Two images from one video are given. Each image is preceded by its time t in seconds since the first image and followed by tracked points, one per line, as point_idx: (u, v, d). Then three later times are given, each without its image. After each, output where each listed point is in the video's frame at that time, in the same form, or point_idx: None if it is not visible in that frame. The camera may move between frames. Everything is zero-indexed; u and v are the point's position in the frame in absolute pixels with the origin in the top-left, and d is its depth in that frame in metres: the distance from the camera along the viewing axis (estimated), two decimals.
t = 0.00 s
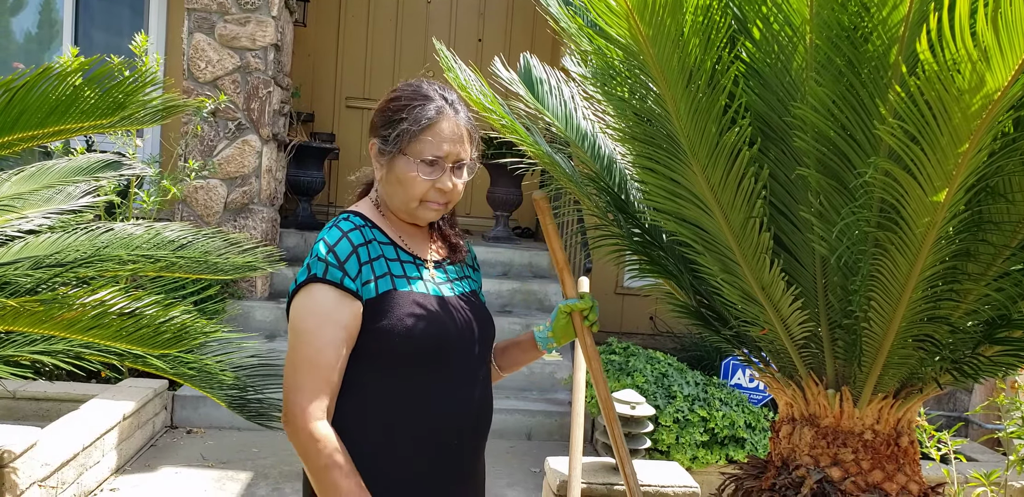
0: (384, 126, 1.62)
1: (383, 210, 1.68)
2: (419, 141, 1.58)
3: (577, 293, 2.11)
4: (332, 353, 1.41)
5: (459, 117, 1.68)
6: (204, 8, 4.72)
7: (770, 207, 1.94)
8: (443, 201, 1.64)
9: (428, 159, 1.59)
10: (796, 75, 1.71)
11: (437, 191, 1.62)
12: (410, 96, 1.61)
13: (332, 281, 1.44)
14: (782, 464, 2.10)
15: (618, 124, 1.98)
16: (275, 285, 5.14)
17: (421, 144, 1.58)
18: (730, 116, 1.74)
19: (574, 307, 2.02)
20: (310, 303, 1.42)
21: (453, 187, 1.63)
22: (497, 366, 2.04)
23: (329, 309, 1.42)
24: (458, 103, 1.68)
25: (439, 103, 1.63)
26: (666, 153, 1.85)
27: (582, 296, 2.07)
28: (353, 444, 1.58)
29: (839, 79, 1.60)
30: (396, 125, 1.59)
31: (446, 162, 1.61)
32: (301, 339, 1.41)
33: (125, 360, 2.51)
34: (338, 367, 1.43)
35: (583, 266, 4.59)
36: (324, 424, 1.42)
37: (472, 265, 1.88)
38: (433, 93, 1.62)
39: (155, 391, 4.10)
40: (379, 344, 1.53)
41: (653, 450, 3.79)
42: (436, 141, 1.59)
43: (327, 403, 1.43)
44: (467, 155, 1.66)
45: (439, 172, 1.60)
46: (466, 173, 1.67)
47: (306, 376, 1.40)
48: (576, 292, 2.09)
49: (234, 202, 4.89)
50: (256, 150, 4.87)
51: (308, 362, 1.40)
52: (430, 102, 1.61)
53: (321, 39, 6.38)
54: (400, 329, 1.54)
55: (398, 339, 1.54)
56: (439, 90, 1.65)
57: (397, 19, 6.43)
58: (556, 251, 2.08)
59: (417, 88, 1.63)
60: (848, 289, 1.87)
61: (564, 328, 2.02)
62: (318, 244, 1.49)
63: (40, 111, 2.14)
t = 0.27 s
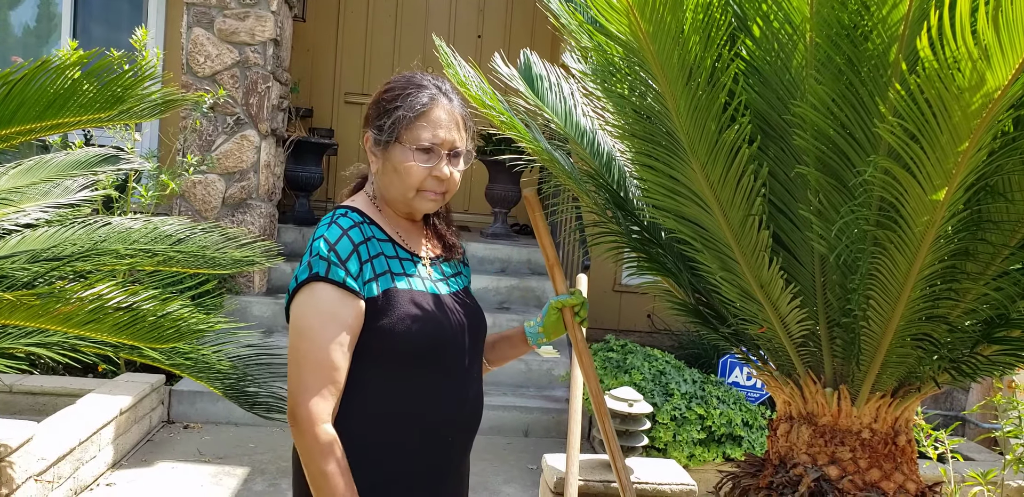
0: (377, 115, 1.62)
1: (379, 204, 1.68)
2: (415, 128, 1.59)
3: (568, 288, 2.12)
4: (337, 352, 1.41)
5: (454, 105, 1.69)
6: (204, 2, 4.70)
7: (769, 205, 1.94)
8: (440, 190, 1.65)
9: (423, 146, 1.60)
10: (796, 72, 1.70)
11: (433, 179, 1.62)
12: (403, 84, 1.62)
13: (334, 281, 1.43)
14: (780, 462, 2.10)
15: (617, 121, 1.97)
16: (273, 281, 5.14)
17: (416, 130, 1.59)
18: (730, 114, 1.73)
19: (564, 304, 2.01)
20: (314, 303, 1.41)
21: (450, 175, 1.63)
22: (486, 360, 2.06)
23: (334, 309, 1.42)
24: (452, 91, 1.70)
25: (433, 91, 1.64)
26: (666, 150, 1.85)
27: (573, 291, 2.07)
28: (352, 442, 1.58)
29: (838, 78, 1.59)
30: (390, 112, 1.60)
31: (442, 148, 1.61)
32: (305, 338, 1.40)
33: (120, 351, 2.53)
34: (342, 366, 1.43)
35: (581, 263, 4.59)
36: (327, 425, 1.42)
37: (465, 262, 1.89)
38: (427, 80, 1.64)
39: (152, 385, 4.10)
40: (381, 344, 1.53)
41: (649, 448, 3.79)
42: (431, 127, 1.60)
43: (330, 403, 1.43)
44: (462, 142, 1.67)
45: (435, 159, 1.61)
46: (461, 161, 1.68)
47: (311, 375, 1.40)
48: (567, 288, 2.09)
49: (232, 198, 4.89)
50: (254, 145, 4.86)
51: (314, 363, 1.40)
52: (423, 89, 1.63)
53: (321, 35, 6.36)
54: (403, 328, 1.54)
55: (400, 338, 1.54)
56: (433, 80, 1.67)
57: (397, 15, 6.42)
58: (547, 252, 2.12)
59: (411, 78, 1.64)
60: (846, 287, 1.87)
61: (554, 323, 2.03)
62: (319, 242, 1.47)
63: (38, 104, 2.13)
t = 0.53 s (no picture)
0: (381, 113, 1.66)
1: (384, 203, 1.68)
2: (416, 122, 1.62)
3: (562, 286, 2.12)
4: (327, 350, 1.42)
5: (456, 103, 1.72)
6: (205, 3, 4.71)
7: (769, 206, 1.93)
8: (443, 185, 1.65)
9: (425, 140, 1.62)
10: (796, 73, 1.70)
11: (436, 173, 1.62)
12: (406, 83, 1.68)
13: (338, 279, 1.43)
14: (781, 463, 2.09)
15: (618, 122, 1.97)
16: (273, 281, 5.13)
17: (417, 125, 1.62)
18: (731, 114, 1.73)
19: (562, 300, 2.03)
20: (312, 299, 1.42)
21: (452, 170, 1.63)
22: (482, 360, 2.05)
23: (330, 306, 1.42)
24: (454, 91, 1.74)
25: (434, 89, 1.69)
26: (666, 150, 1.84)
27: (570, 288, 2.08)
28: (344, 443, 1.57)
29: (839, 78, 1.59)
30: (392, 109, 1.64)
31: (443, 142, 1.63)
32: (299, 333, 1.41)
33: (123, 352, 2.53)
34: (330, 364, 1.43)
35: (582, 264, 4.59)
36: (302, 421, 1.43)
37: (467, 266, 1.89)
38: (428, 78, 1.69)
39: (153, 386, 4.10)
40: (378, 344, 1.52)
41: (650, 448, 3.79)
42: (432, 122, 1.63)
43: (312, 400, 1.43)
44: (464, 138, 1.68)
45: (437, 152, 1.62)
46: (464, 158, 1.69)
47: (298, 371, 1.42)
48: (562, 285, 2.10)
49: (233, 198, 4.89)
50: (255, 146, 4.86)
51: (302, 358, 1.41)
52: (424, 87, 1.68)
53: (321, 35, 6.36)
54: (402, 329, 1.53)
55: (398, 339, 1.53)
56: (435, 81, 1.72)
57: (397, 15, 6.42)
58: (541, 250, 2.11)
59: (413, 78, 1.69)
60: (847, 288, 1.87)
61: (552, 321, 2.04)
62: (326, 239, 1.48)
63: (41, 106, 2.13)
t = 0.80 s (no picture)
0: (388, 119, 1.70)
1: (389, 207, 1.73)
2: (421, 128, 1.65)
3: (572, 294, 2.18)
4: (316, 345, 1.50)
5: (463, 110, 1.75)
6: (206, 5, 4.72)
7: (770, 208, 1.94)
8: (446, 191, 1.68)
9: (429, 146, 1.65)
10: (796, 76, 1.70)
11: (439, 179, 1.66)
12: (413, 90, 1.71)
13: (327, 275, 1.49)
14: (782, 465, 2.09)
15: (619, 124, 1.98)
16: (275, 284, 5.14)
17: (422, 131, 1.65)
18: (731, 117, 1.73)
19: (572, 304, 2.10)
20: (304, 296, 1.49)
21: (455, 176, 1.66)
22: (493, 365, 2.09)
23: (320, 304, 1.49)
24: (462, 99, 1.77)
25: (442, 96, 1.72)
26: (667, 153, 1.85)
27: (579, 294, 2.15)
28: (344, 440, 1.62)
29: (840, 80, 1.59)
30: (399, 115, 1.68)
31: (447, 149, 1.66)
32: (292, 327, 1.50)
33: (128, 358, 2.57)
34: (319, 359, 1.51)
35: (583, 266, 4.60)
36: (292, 409, 1.54)
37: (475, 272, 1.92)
38: (436, 86, 1.72)
39: (155, 388, 4.10)
40: (373, 344, 1.58)
41: (651, 451, 3.79)
42: (437, 128, 1.66)
43: (301, 391, 1.53)
44: (469, 145, 1.71)
45: (440, 158, 1.65)
46: (469, 165, 1.71)
47: (288, 362, 1.51)
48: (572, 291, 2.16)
49: (234, 200, 4.89)
50: (257, 148, 4.87)
51: (292, 351, 1.50)
52: (431, 94, 1.71)
53: (323, 38, 6.37)
54: (397, 330, 1.58)
55: (392, 340, 1.57)
56: (444, 88, 1.75)
57: (399, 18, 6.43)
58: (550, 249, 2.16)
59: (422, 85, 1.72)
60: (848, 290, 1.87)
61: (562, 328, 2.10)
62: (323, 237, 1.54)
63: (43, 108, 2.14)
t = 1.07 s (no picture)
0: (389, 123, 1.74)
1: (392, 211, 1.76)
2: (418, 130, 1.68)
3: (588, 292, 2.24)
4: (311, 344, 1.54)
5: (461, 111, 1.76)
6: (206, 8, 4.73)
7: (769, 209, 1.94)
8: (445, 192, 1.69)
9: (426, 147, 1.67)
10: (794, 77, 1.71)
11: (436, 180, 1.67)
12: (415, 94, 1.74)
13: (323, 277, 1.53)
14: (781, 466, 2.09)
15: (618, 126, 1.98)
16: (275, 286, 5.14)
17: (419, 132, 1.67)
18: (729, 118, 1.73)
19: (586, 304, 2.14)
20: (301, 296, 1.54)
21: (453, 176, 1.68)
22: (508, 367, 2.12)
23: (316, 304, 1.53)
24: (461, 101, 1.78)
25: (440, 98, 1.74)
26: (665, 154, 1.86)
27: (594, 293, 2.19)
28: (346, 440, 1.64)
29: (837, 82, 1.59)
30: (397, 118, 1.71)
31: (444, 150, 1.68)
32: (290, 326, 1.55)
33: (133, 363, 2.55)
34: (315, 358, 1.55)
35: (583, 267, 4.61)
36: (292, 404, 1.60)
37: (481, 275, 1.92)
38: (434, 88, 1.74)
39: (155, 391, 4.11)
40: (373, 345, 1.60)
41: (651, 452, 3.79)
42: (434, 129, 1.68)
43: (300, 387, 1.59)
44: (468, 146, 1.72)
45: (438, 159, 1.67)
46: (469, 166, 1.72)
47: (287, 360, 1.57)
48: (587, 291, 2.22)
49: (234, 203, 4.90)
50: (256, 151, 4.88)
51: (291, 351, 1.55)
52: (429, 96, 1.73)
53: (322, 40, 6.38)
54: (395, 331, 1.59)
55: (390, 341, 1.59)
56: (443, 90, 1.77)
57: (398, 20, 6.44)
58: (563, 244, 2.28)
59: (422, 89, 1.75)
60: (846, 291, 1.88)
61: (576, 327, 2.16)
62: (321, 240, 1.58)
63: (43, 112, 2.14)
